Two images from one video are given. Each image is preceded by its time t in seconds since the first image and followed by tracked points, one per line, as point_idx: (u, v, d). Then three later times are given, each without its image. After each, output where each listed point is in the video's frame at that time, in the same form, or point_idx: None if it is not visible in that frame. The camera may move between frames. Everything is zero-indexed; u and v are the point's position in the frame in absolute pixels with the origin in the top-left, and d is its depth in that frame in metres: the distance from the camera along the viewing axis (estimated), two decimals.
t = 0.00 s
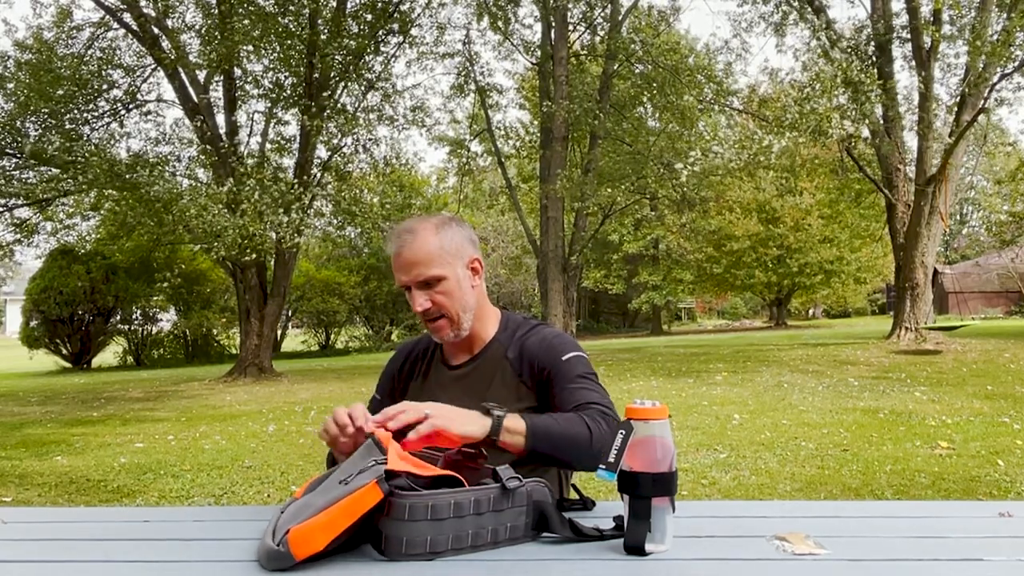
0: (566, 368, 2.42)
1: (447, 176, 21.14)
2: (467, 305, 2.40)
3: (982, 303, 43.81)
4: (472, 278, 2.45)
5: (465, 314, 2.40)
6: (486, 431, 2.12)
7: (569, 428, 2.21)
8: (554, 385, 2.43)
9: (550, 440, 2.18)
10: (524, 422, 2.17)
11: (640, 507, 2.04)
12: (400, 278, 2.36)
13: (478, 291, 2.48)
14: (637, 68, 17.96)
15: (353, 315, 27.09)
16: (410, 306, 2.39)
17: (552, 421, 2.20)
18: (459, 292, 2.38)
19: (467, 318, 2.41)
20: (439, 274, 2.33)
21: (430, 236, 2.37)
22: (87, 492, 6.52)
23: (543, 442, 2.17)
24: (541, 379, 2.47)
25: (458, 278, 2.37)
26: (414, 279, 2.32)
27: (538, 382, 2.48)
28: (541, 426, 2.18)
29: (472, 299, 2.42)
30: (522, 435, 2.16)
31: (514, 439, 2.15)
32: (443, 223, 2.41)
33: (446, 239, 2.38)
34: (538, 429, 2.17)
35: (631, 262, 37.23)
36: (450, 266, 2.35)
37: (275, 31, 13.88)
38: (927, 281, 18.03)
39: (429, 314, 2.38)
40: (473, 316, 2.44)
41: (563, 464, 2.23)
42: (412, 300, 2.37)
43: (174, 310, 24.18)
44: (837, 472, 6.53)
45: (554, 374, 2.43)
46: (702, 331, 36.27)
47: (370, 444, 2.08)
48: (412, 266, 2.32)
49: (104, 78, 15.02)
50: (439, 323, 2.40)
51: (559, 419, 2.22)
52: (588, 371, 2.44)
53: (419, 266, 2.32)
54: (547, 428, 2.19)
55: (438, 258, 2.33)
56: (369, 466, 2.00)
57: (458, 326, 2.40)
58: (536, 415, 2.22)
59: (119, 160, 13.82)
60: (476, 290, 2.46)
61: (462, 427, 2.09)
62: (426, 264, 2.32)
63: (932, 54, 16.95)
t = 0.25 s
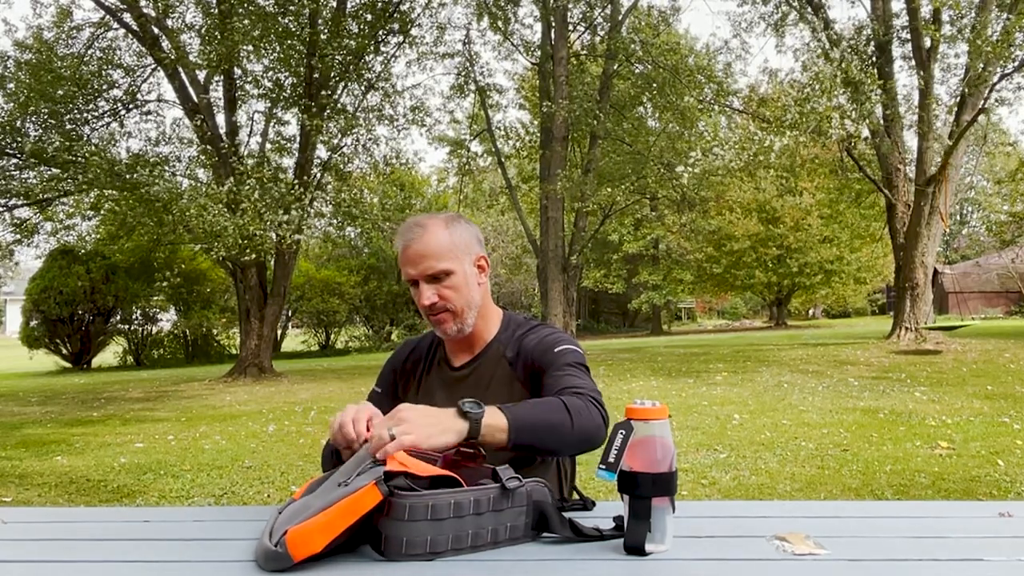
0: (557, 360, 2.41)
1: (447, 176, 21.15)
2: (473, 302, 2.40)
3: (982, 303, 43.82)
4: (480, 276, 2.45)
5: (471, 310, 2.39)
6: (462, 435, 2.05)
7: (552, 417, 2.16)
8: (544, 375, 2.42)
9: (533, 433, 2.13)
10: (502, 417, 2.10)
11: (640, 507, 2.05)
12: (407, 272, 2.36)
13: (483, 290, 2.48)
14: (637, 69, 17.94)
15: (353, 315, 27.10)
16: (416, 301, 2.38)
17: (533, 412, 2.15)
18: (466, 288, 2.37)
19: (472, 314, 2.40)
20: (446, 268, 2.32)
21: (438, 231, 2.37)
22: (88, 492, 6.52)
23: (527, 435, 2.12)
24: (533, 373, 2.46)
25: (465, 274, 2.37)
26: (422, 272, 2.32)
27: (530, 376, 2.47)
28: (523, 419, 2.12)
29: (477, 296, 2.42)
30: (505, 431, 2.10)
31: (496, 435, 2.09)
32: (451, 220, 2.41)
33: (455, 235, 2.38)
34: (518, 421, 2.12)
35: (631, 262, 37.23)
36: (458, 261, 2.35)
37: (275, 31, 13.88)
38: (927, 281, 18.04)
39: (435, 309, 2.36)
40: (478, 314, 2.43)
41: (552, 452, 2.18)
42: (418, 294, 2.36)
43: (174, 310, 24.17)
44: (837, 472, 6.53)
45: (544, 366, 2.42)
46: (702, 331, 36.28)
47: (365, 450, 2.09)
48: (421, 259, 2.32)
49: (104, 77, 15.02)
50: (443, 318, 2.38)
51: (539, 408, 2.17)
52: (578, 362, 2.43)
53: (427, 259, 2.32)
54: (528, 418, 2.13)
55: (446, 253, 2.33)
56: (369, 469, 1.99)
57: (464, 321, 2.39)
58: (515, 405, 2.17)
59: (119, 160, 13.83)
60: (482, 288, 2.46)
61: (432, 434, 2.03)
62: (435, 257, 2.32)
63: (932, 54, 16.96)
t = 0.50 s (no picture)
0: (551, 360, 2.40)
1: (447, 176, 21.15)
2: (473, 302, 2.40)
3: (982, 303, 43.84)
4: (480, 275, 2.45)
5: (471, 310, 2.39)
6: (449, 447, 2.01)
7: (539, 422, 2.12)
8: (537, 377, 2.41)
9: (521, 439, 2.09)
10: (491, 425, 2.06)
11: (640, 507, 2.05)
12: (407, 272, 2.36)
13: (483, 290, 2.47)
14: (637, 69, 17.92)
15: (352, 315, 27.10)
16: (417, 301, 2.38)
17: (519, 417, 2.11)
18: (466, 288, 2.37)
19: (472, 314, 2.40)
20: (446, 269, 2.33)
21: (438, 230, 2.37)
22: (88, 492, 6.52)
23: (515, 440, 2.08)
24: (528, 375, 2.45)
25: (465, 273, 2.37)
26: (422, 272, 2.32)
27: (525, 377, 2.46)
28: (509, 425, 2.08)
29: (478, 296, 2.42)
30: (492, 439, 2.06)
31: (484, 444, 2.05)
32: (452, 220, 2.42)
33: (454, 235, 2.38)
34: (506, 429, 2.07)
35: (631, 262, 37.24)
36: (459, 261, 2.35)
37: (275, 31, 13.89)
38: (927, 281, 18.04)
39: (434, 310, 2.36)
40: (478, 314, 2.43)
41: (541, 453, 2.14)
42: (418, 295, 2.37)
43: (174, 310, 24.18)
44: (837, 472, 6.54)
45: (537, 367, 2.41)
46: (702, 331, 36.29)
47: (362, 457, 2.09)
48: (422, 259, 2.32)
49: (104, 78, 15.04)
50: (444, 319, 2.38)
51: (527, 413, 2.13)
52: (572, 363, 2.41)
53: (427, 259, 2.32)
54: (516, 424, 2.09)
55: (446, 252, 2.34)
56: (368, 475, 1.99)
57: (464, 322, 2.39)
58: (501, 410, 2.12)
59: (119, 160, 13.86)
60: (483, 288, 2.46)
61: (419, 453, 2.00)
62: (435, 257, 2.32)
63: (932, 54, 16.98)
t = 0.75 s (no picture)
0: (549, 364, 2.39)
1: (447, 176, 21.16)
2: (471, 303, 2.40)
3: (982, 303, 43.86)
4: (477, 275, 2.45)
5: (469, 311, 2.39)
6: (444, 442, 2.01)
7: (539, 426, 2.13)
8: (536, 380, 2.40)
9: (519, 440, 2.10)
10: (489, 424, 2.07)
11: (640, 507, 2.05)
12: (405, 276, 2.36)
13: (482, 290, 2.47)
14: (637, 69, 17.94)
15: (352, 315, 27.10)
16: (414, 303, 2.39)
17: (520, 420, 2.12)
18: (465, 290, 2.37)
19: (470, 316, 2.40)
20: (444, 271, 2.33)
21: (435, 232, 2.36)
22: (87, 492, 6.52)
23: (513, 443, 2.09)
24: (527, 378, 2.45)
25: (463, 275, 2.37)
26: (419, 275, 2.33)
27: (524, 379, 2.46)
28: (508, 427, 2.08)
29: (475, 296, 2.42)
30: (490, 439, 2.06)
31: (480, 442, 2.05)
32: (448, 220, 2.41)
33: (450, 236, 2.38)
34: (505, 430, 2.08)
35: (631, 262, 37.24)
36: (455, 262, 2.35)
37: (275, 31, 13.91)
38: (927, 281, 18.04)
39: (433, 311, 2.37)
40: (477, 315, 2.43)
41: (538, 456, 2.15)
42: (415, 297, 2.37)
43: (174, 310, 24.17)
44: (837, 472, 6.54)
45: (536, 370, 2.40)
46: (702, 331, 36.29)
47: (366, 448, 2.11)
48: (419, 261, 2.32)
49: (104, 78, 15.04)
50: (442, 320, 2.38)
51: (527, 415, 2.14)
52: (573, 367, 2.41)
53: (424, 262, 2.32)
54: (514, 426, 2.09)
55: (444, 254, 2.33)
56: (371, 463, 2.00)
57: (462, 323, 2.40)
58: (502, 412, 2.12)
59: (119, 160, 13.89)
60: (481, 288, 2.45)
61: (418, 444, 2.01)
62: (432, 260, 2.32)
63: (932, 55, 16.99)
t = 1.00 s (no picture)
0: (552, 363, 2.39)
1: (447, 176, 21.16)
2: (475, 304, 2.40)
3: (982, 303, 43.85)
4: (482, 276, 2.45)
5: (474, 313, 2.39)
6: (445, 446, 2.02)
7: (538, 426, 2.12)
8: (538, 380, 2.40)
9: (518, 441, 2.09)
10: (489, 426, 2.07)
11: (640, 507, 2.04)
12: (410, 276, 2.36)
13: (486, 290, 2.47)
14: (637, 69, 17.95)
15: (353, 315, 27.08)
16: (419, 304, 2.38)
17: (518, 420, 2.11)
18: (469, 290, 2.37)
19: (475, 316, 2.40)
20: (449, 272, 2.33)
21: (440, 232, 2.36)
22: (88, 492, 6.52)
23: (513, 442, 2.08)
24: (528, 378, 2.44)
25: (467, 275, 2.37)
26: (424, 275, 2.32)
27: (526, 380, 2.45)
28: (507, 427, 2.08)
29: (480, 298, 2.42)
30: (489, 441, 2.06)
31: (479, 444, 2.05)
32: (453, 220, 2.41)
33: (456, 237, 2.38)
34: (504, 431, 2.07)
35: (631, 262, 37.24)
36: (460, 262, 2.35)
37: (275, 31, 13.91)
38: (927, 281, 18.04)
39: (437, 312, 2.37)
40: (481, 315, 2.43)
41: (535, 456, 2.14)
42: (420, 298, 2.37)
43: (174, 310, 24.17)
44: (836, 472, 6.54)
45: (537, 369, 2.40)
46: (702, 331, 36.29)
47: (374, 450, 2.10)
48: (424, 262, 2.32)
49: (104, 78, 15.04)
50: (446, 321, 2.38)
51: (526, 415, 2.13)
52: (574, 367, 2.40)
53: (430, 263, 2.32)
54: (514, 426, 2.09)
55: (448, 255, 2.33)
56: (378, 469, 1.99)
57: (467, 324, 2.40)
58: (500, 412, 2.12)
59: (119, 160, 13.89)
60: (485, 289, 2.46)
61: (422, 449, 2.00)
62: (436, 260, 2.32)
63: (932, 55, 16.99)
